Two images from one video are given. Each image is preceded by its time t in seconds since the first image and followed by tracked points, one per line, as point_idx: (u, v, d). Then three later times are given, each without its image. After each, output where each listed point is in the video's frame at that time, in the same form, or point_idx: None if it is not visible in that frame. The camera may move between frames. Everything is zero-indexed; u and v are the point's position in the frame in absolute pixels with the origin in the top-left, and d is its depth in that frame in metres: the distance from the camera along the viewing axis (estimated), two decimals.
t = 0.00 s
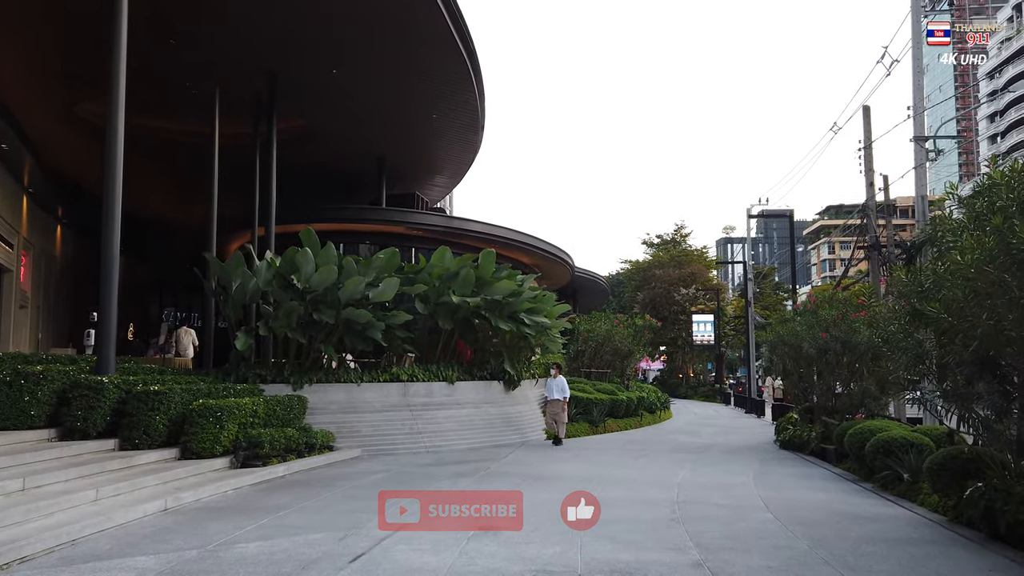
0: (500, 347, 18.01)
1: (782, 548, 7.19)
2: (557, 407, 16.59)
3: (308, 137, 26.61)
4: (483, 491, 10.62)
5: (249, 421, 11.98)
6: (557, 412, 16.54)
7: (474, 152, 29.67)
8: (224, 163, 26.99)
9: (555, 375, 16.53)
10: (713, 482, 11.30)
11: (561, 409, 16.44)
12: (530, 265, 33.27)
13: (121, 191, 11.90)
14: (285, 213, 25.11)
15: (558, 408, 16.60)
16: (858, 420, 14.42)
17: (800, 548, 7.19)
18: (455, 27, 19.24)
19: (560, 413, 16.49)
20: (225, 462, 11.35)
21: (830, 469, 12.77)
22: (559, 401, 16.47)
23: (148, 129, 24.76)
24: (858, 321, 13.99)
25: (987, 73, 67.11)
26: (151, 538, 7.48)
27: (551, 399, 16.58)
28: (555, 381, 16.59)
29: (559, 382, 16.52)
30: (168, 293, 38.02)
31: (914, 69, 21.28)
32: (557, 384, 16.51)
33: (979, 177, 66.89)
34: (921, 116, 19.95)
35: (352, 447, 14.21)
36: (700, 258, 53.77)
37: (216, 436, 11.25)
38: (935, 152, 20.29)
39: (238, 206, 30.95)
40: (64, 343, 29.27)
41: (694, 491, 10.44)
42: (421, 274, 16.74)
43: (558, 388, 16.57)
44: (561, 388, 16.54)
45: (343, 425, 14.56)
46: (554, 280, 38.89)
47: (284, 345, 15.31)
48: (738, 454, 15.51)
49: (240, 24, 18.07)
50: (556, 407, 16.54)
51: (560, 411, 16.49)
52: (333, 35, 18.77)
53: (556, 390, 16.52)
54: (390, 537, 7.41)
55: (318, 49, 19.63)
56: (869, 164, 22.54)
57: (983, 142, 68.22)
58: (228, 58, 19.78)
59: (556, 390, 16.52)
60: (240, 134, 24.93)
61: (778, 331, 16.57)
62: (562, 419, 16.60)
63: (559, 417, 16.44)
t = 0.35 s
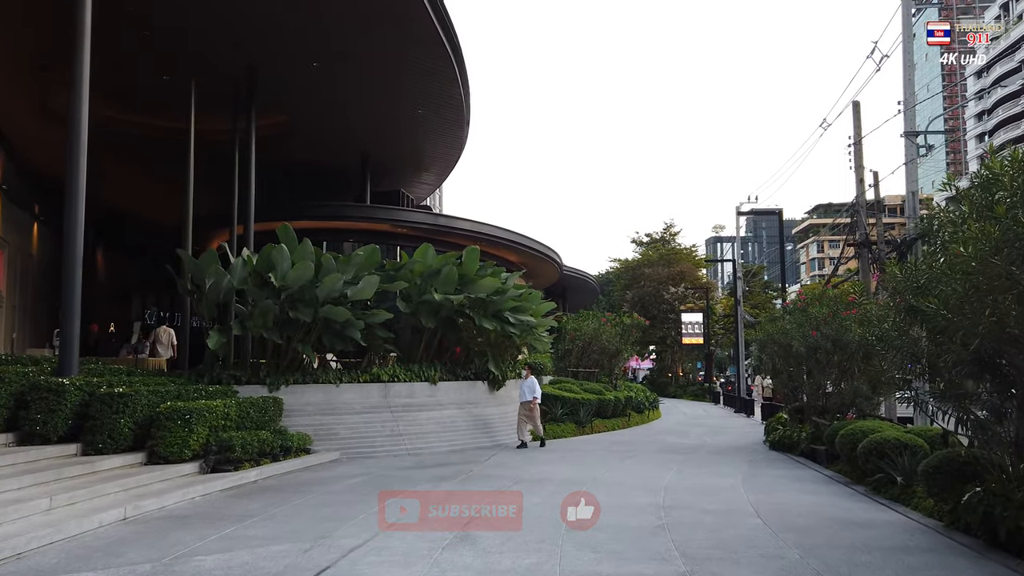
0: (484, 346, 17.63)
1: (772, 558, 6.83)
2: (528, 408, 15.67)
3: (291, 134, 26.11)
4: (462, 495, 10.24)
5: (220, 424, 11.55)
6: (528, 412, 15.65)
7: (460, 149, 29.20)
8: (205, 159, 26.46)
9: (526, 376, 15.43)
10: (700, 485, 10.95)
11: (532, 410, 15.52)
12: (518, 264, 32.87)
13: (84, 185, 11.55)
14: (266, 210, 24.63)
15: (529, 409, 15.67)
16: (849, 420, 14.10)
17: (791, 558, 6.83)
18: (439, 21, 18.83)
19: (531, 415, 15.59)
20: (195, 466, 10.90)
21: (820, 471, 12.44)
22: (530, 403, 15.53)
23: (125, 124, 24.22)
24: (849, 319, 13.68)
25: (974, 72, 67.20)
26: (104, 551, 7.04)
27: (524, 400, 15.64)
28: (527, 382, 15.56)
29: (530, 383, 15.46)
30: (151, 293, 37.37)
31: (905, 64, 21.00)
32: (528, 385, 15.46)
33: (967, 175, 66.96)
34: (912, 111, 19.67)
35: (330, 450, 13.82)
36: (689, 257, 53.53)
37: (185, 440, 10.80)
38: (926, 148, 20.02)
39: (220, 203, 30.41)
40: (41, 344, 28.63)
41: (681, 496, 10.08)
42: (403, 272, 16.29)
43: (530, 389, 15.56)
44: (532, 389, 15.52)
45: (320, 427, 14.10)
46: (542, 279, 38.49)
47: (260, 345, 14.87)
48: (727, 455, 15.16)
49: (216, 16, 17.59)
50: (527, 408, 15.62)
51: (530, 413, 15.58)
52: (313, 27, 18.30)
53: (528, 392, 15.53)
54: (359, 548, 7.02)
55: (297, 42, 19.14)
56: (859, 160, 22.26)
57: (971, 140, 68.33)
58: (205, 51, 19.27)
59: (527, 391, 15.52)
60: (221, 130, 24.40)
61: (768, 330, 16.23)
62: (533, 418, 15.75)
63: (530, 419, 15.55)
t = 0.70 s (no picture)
0: (472, 340, 17.27)
1: (768, 559, 6.49)
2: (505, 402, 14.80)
3: (276, 124, 25.61)
4: (446, 493, 9.86)
5: (195, 420, 11.18)
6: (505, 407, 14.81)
7: (449, 140, 28.77)
8: (189, 150, 25.96)
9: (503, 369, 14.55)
10: (693, 482, 10.61)
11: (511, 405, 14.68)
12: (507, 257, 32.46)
13: (53, 172, 11.06)
14: (251, 202, 24.17)
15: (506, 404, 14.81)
16: (844, 415, 13.77)
17: (789, 559, 6.50)
18: (427, 6, 18.40)
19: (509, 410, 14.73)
20: (169, 464, 10.48)
21: (815, 467, 12.12)
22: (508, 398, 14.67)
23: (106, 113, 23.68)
24: (845, 311, 13.38)
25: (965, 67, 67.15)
26: (62, 554, 6.64)
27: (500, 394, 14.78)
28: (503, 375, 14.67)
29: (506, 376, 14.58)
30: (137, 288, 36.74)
31: (899, 54, 20.73)
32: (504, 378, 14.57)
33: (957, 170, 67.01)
34: (907, 101, 19.38)
35: (313, 446, 13.27)
36: (680, 251, 53.26)
37: (158, 436, 10.39)
38: (921, 140, 19.75)
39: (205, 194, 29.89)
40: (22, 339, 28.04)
41: (672, 493, 9.73)
42: (388, 263, 15.91)
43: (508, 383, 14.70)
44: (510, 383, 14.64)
45: (302, 422, 13.61)
46: (532, 273, 38.12)
47: (241, 338, 14.46)
48: (720, 451, 14.86)
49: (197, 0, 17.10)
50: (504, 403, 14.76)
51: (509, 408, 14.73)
52: (296, 13, 17.85)
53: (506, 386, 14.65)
54: (333, 551, 6.63)
55: (280, 28, 18.65)
56: (852, 152, 21.97)
57: (960, 136, 68.37)
58: (186, 37, 18.77)
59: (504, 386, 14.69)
60: (204, 120, 23.91)
61: (761, 323, 15.92)
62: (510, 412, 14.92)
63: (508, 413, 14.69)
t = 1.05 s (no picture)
0: (456, 339, 16.87)
1: (761, 572, 6.17)
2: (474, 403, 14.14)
3: (257, 119, 25.10)
4: (426, 499, 9.49)
5: (166, 422, 10.80)
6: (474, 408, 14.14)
7: (434, 136, 28.36)
8: (169, 143, 25.43)
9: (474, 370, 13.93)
10: (681, 487, 10.29)
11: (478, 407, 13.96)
12: (494, 255, 32.07)
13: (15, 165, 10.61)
14: (231, 198, 23.67)
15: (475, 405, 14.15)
16: (835, 417, 13.50)
17: (782, 571, 6.19)
18: None
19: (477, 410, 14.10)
20: (137, 469, 10.07)
21: (806, 470, 11.82)
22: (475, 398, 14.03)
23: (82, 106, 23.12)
24: (837, 311, 13.10)
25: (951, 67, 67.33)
26: (12, 569, 6.24)
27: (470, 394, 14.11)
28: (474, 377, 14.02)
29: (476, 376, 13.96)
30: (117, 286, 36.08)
31: (890, 51, 20.53)
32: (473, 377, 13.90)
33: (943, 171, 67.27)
34: (898, 98, 19.19)
35: (290, 449, 12.88)
36: (668, 250, 53.04)
37: (126, 440, 9.98)
38: (912, 138, 19.56)
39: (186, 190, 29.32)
40: None
41: (660, 498, 9.41)
42: (369, 261, 15.48)
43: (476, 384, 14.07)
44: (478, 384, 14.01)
45: (279, 425, 13.20)
46: (520, 271, 37.74)
47: (217, 338, 14.01)
48: (708, 452, 14.57)
49: None
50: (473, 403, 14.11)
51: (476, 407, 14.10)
52: (277, 5, 17.40)
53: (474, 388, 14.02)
54: (302, 565, 6.27)
55: (260, 19, 18.17)
56: (842, 150, 21.75)
57: (946, 136, 68.58)
58: (162, 28, 18.26)
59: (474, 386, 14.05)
60: (184, 114, 23.39)
61: (751, 323, 15.66)
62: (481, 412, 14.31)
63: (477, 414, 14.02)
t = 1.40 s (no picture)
0: (435, 335, 16.45)
1: None
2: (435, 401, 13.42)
3: (234, 109, 24.55)
4: (399, 500, 9.08)
5: (128, 421, 10.34)
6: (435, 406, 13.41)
7: (416, 129, 27.92)
8: (143, 135, 24.82)
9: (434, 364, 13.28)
10: (664, 486, 9.93)
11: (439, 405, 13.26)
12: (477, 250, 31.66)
13: None
14: (208, 190, 23.10)
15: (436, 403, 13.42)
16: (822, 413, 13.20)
17: None
18: None
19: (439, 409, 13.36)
20: (96, 469, 9.62)
21: (793, 468, 11.50)
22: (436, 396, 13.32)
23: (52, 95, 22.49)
24: (824, 304, 12.81)
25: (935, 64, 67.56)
26: None
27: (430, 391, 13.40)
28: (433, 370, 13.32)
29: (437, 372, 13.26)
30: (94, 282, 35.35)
31: (877, 43, 20.27)
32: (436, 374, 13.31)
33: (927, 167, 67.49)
34: (884, 89, 18.96)
35: (262, 447, 12.45)
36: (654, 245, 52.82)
37: (84, 439, 9.56)
38: (899, 130, 19.32)
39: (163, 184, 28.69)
40: None
41: (642, 498, 9.05)
42: (345, 253, 15.03)
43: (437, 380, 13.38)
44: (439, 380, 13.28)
45: (251, 423, 12.75)
46: (504, 267, 37.35)
47: (187, 333, 13.52)
48: (693, 450, 14.26)
49: None
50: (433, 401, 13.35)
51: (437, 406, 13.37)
52: None
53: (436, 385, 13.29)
54: (257, 573, 5.85)
55: (234, 6, 17.67)
56: (828, 143, 21.52)
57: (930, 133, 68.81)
58: (131, 14, 17.70)
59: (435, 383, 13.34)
60: (158, 104, 22.80)
61: (736, 318, 15.35)
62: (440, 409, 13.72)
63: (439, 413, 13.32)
